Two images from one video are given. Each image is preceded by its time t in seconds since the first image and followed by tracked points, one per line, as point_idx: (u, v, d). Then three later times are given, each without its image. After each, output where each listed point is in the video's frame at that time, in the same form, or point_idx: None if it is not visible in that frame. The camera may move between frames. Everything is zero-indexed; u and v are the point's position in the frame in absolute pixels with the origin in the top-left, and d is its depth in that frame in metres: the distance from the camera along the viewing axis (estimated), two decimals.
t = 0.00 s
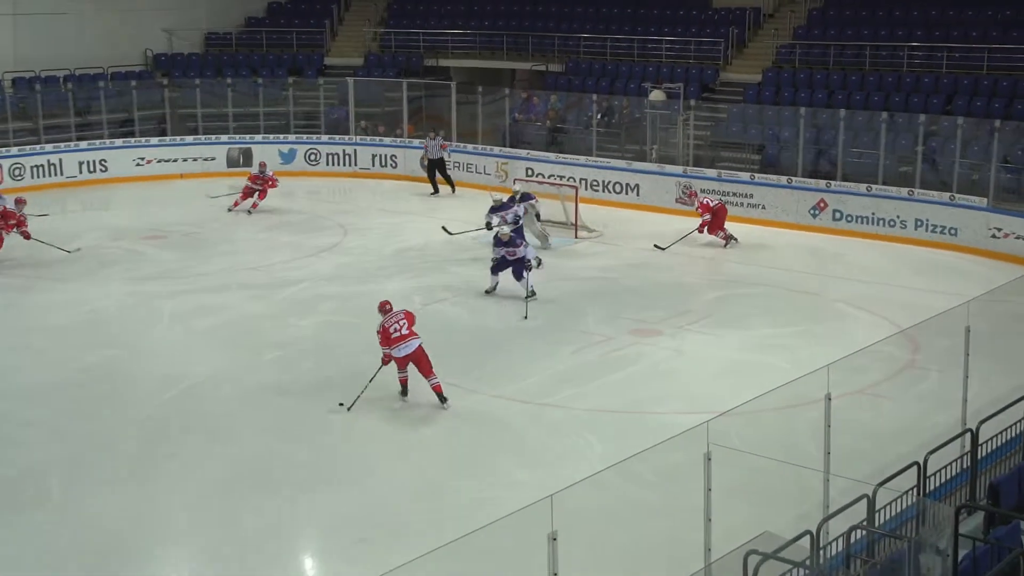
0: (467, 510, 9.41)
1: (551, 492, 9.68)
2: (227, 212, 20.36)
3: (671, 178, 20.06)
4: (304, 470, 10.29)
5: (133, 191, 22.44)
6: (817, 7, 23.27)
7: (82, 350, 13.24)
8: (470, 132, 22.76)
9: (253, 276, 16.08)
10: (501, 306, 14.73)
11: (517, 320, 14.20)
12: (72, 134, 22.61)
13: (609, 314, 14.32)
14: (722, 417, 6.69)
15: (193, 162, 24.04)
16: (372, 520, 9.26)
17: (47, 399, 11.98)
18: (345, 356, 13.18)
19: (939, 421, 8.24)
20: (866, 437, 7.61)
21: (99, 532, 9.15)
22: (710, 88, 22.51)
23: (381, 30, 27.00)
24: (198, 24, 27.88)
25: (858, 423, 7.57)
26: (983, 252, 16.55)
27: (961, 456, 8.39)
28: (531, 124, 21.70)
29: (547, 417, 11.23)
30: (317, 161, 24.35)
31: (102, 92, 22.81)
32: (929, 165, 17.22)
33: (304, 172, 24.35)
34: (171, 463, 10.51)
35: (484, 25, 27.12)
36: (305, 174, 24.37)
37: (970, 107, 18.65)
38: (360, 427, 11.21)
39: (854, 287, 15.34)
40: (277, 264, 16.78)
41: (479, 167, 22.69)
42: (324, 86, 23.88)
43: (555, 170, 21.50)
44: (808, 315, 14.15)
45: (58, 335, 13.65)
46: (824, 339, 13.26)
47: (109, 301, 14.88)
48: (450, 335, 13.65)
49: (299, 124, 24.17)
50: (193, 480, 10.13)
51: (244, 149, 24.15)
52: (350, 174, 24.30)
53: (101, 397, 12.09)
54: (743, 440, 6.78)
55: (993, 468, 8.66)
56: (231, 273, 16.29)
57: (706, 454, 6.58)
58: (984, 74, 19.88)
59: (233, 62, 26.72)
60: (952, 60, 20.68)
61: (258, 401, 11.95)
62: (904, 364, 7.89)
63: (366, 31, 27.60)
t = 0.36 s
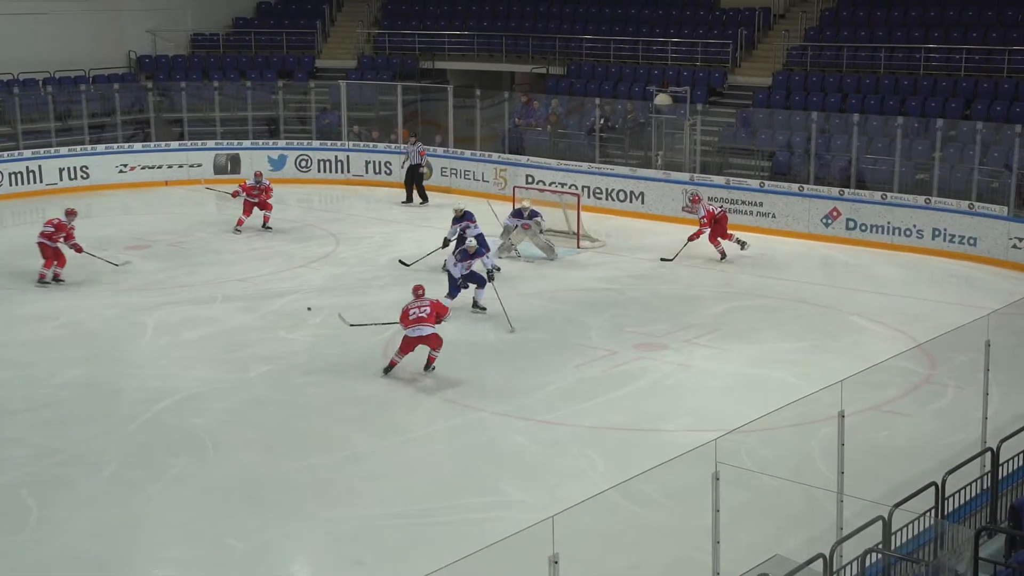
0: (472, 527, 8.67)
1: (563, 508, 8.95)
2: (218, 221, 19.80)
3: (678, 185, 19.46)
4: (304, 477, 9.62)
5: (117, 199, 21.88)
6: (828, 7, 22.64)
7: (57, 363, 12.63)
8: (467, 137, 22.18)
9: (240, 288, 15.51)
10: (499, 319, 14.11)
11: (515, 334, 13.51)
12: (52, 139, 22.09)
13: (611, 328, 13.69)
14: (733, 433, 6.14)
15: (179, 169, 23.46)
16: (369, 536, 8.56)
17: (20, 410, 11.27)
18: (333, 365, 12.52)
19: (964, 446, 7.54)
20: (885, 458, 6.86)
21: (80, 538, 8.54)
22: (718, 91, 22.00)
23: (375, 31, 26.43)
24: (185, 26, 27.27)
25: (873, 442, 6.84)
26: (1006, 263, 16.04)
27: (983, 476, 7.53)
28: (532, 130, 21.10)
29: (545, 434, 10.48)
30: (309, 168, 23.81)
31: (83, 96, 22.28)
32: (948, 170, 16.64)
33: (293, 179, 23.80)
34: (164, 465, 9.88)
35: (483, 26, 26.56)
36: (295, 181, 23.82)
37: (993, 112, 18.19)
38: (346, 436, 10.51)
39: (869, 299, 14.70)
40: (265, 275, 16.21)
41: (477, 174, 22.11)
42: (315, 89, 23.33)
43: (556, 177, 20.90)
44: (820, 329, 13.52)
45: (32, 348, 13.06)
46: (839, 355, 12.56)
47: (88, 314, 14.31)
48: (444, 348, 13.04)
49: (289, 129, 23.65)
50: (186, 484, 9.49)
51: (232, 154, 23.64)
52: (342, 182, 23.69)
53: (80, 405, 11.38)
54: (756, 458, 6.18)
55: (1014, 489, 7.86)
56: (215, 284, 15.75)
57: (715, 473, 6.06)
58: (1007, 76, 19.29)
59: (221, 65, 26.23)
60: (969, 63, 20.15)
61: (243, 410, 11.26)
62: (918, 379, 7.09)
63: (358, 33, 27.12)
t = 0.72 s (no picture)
0: (479, 535, 8.66)
1: (570, 516, 8.93)
2: (225, 228, 19.85)
3: (684, 193, 19.47)
4: (310, 485, 9.61)
5: (125, 206, 21.94)
6: (836, 15, 22.66)
7: (64, 369, 12.64)
8: (474, 145, 22.19)
9: (246, 295, 15.54)
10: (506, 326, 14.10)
11: (523, 341, 13.49)
12: (60, 147, 22.16)
13: (618, 335, 13.69)
14: (740, 441, 6.09)
15: (186, 176, 23.53)
16: (376, 544, 8.55)
17: (27, 416, 11.29)
18: (340, 372, 12.52)
19: (973, 455, 7.50)
20: (892, 466, 6.81)
21: (86, 546, 8.54)
22: (725, 99, 22.05)
23: (381, 39, 26.51)
24: (192, 34, 27.39)
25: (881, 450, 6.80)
26: (1014, 271, 16.03)
27: (991, 484, 7.50)
28: (539, 138, 21.12)
29: (552, 442, 10.46)
30: (316, 175, 23.86)
31: (91, 103, 22.37)
32: (955, 178, 16.61)
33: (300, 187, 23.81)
34: (171, 472, 9.90)
35: (490, 33, 26.62)
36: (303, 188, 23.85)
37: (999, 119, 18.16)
38: (354, 445, 10.51)
39: (877, 307, 14.69)
40: (271, 282, 16.23)
41: (483, 181, 22.12)
42: (322, 96, 23.44)
43: (562, 185, 20.90)
44: (828, 337, 13.50)
45: (39, 355, 13.08)
46: (847, 363, 12.52)
47: (94, 322, 14.32)
48: (452, 355, 13.03)
49: (296, 136, 23.68)
50: (192, 492, 9.48)
51: (240, 162, 23.70)
52: (349, 189, 23.73)
53: (85, 413, 11.40)
54: (763, 467, 6.13)
55: None
56: (222, 292, 15.73)
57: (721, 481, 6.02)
58: (1014, 84, 19.30)
59: (228, 72, 26.31)
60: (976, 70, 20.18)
61: (249, 417, 11.27)
62: (927, 388, 7.05)
63: (365, 40, 27.25)
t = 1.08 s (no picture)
0: (482, 544, 8.65)
1: (573, 525, 8.93)
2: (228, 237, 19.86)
3: (687, 202, 19.50)
4: (313, 494, 9.62)
5: (129, 215, 21.98)
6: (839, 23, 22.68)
7: (67, 378, 12.65)
8: (477, 153, 22.22)
9: (250, 304, 15.54)
10: (508, 334, 14.10)
11: (526, 350, 13.48)
12: (63, 156, 22.19)
13: (621, 343, 13.69)
14: (743, 449, 6.09)
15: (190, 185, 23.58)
16: (380, 553, 8.54)
17: (31, 425, 11.31)
18: (344, 380, 12.53)
19: (976, 463, 7.49)
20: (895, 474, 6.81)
21: (90, 555, 8.53)
22: (728, 108, 22.03)
23: (385, 47, 26.56)
24: (196, 42, 27.45)
25: (884, 458, 6.80)
26: (1017, 279, 16.02)
27: (995, 492, 7.47)
28: (541, 146, 21.15)
29: (555, 450, 10.45)
30: (319, 184, 23.89)
31: (95, 112, 22.40)
32: (958, 187, 16.62)
33: (303, 196, 23.83)
34: (174, 481, 9.91)
35: (493, 42, 26.67)
36: (306, 197, 23.88)
37: (1002, 127, 18.19)
38: (357, 453, 10.51)
39: (880, 315, 14.69)
40: (275, 291, 16.24)
41: (486, 190, 22.15)
42: (326, 105, 23.42)
43: (566, 193, 20.92)
44: (831, 345, 13.49)
45: (43, 364, 13.10)
46: (850, 371, 12.53)
47: (98, 330, 14.35)
48: (455, 363, 13.03)
49: (299, 145, 23.73)
50: (195, 501, 9.48)
51: (243, 171, 23.76)
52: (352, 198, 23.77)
53: (89, 421, 11.41)
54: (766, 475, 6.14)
55: None
56: (226, 300, 15.75)
57: (724, 489, 6.01)
58: (1016, 92, 19.32)
59: (232, 81, 26.37)
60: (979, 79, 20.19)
61: (252, 424, 11.28)
62: (930, 395, 7.04)
63: (368, 50, 27.31)
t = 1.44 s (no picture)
0: (466, 552, 8.64)
1: (557, 532, 8.93)
2: (211, 244, 19.83)
3: (671, 209, 19.54)
4: (297, 501, 9.60)
5: (111, 222, 21.88)
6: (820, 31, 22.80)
7: (48, 387, 12.58)
8: (461, 161, 22.22)
9: (233, 311, 15.50)
10: (492, 341, 14.09)
11: (510, 357, 13.48)
12: (44, 163, 22.06)
13: (605, 350, 13.70)
14: (727, 455, 6.08)
15: (173, 193, 23.50)
16: (365, 560, 8.53)
17: (12, 434, 11.24)
18: (327, 388, 12.50)
19: (959, 468, 7.52)
20: (878, 480, 6.83)
21: (74, 564, 8.50)
22: (711, 115, 22.04)
23: (368, 54, 26.55)
24: (178, 49, 27.38)
25: (867, 463, 6.82)
26: (997, 285, 16.12)
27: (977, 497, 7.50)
28: (525, 152, 21.18)
29: (539, 457, 10.46)
30: (302, 191, 23.84)
31: (76, 119, 22.29)
32: (940, 194, 16.71)
33: (286, 203, 23.79)
34: (157, 489, 9.88)
35: (476, 49, 26.69)
36: (289, 204, 23.83)
37: (982, 134, 18.29)
38: (341, 461, 10.48)
39: (862, 322, 14.74)
40: (258, 298, 16.21)
41: (470, 197, 22.16)
42: (309, 112, 23.29)
43: (550, 200, 20.95)
44: (814, 351, 13.53)
45: (25, 373, 13.03)
46: (833, 376, 12.56)
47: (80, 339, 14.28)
48: (439, 370, 13.02)
49: (282, 152, 23.70)
50: (180, 509, 9.46)
51: (225, 178, 23.69)
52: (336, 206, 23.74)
53: (70, 430, 11.35)
54: (751, 481, 6.13)
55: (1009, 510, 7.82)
56: (209, 308, 15.70)
57: (710, 496, 6.01)
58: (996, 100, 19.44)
59: (214, 88, 26.30)
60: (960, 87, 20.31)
61: (235, 432, 11.24)
62: (912, 402, 7.08)
63: (351, 57, 27.30)
